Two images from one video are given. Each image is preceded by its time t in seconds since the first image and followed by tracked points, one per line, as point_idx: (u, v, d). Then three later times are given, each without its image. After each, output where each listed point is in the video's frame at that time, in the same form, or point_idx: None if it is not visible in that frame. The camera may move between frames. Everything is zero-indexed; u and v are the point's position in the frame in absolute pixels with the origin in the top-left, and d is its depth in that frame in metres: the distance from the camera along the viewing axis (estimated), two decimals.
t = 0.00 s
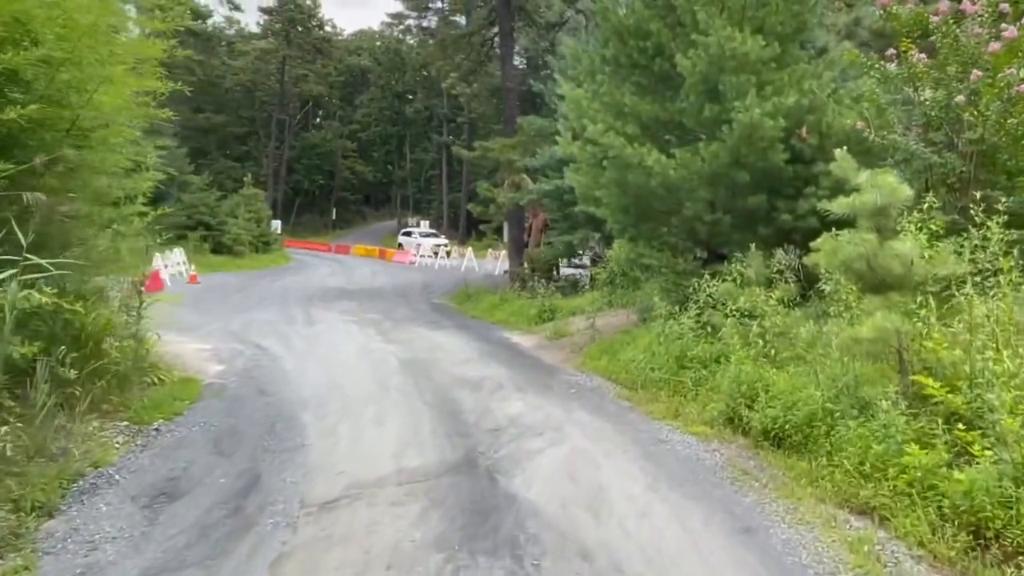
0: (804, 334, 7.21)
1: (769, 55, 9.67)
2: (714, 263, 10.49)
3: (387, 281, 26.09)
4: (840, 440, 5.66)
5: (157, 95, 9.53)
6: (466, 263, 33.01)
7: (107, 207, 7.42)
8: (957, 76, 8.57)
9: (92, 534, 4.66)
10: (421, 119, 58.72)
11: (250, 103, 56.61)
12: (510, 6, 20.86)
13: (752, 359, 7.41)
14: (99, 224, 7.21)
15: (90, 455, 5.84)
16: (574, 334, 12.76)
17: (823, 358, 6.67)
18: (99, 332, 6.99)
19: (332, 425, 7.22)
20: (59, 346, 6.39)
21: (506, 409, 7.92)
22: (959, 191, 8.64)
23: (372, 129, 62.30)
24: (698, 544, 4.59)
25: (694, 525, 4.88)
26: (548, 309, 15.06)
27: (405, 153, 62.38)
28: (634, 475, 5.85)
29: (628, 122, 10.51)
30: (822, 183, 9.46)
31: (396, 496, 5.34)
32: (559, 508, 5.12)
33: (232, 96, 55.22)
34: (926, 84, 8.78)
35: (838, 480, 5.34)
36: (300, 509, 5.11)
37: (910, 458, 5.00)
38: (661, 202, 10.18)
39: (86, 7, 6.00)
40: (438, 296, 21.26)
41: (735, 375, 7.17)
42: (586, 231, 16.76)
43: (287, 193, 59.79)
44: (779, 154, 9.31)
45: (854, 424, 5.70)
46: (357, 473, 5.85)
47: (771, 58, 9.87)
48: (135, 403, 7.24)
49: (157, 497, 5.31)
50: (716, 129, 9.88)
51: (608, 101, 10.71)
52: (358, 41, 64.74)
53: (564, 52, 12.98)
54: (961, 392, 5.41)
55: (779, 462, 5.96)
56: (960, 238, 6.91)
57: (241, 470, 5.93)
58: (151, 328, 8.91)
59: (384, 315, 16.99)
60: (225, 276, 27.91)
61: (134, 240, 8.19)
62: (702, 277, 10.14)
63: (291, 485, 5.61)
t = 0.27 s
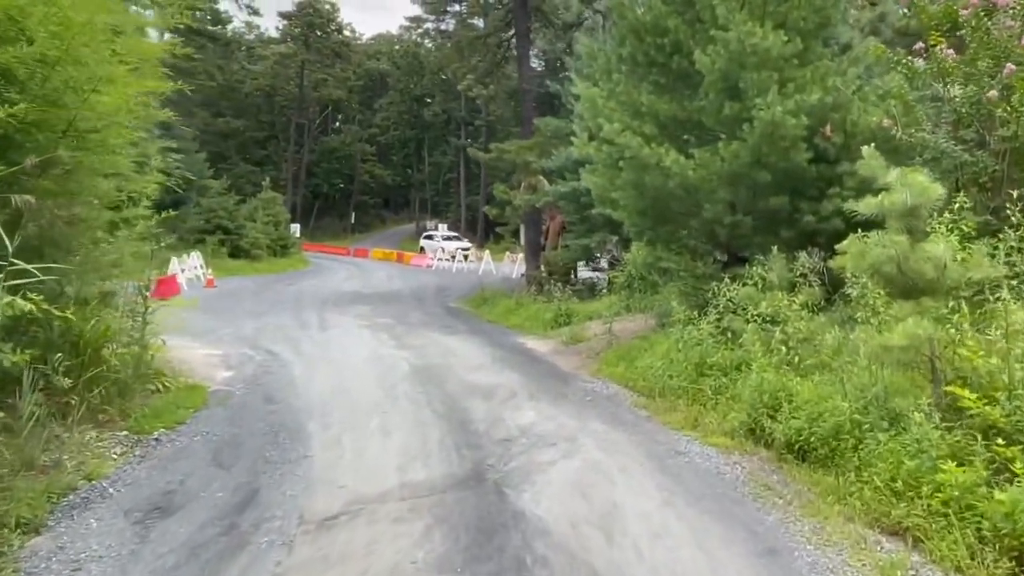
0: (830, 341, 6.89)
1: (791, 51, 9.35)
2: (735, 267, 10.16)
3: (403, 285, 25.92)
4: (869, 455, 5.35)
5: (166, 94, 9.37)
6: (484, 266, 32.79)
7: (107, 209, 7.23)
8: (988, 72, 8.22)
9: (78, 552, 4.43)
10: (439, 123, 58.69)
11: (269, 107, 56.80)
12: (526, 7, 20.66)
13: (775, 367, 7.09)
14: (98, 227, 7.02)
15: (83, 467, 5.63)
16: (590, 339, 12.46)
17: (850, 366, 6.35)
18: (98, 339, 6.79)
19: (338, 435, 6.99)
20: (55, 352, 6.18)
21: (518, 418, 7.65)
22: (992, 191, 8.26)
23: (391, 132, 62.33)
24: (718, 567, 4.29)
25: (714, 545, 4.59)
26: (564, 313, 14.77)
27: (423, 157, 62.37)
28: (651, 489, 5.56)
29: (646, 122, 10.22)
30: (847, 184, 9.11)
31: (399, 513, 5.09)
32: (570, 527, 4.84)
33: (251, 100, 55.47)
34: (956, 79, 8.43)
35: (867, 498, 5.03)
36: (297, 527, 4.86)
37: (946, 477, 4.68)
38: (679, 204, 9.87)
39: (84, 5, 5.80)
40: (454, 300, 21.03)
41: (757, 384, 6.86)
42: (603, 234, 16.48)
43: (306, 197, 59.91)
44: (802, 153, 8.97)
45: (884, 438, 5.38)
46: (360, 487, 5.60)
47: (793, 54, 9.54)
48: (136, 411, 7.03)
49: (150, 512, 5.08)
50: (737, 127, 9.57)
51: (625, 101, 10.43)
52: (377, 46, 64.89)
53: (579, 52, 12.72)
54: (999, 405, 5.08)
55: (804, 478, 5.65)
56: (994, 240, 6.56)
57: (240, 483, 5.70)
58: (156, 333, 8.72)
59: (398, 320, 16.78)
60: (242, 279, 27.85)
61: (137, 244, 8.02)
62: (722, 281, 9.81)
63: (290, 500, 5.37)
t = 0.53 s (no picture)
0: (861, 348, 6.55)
1: (818, 45, 9.00)
2: (760, 269, 9.82)
3: (422, 288, 25.74)
4: (907, 472, 5.02)
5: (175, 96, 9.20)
6: (504, 269, 32.54)
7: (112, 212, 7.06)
8: None
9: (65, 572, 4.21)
10: (460, 125, 58.55)
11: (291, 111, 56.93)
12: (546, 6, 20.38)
13: (802, 374, 6.76)
14: (102, 230, 6.85)
15: (79, 479, 5.44)
16: (610, 344, 12.15)
17: (883, 375, 6.01)
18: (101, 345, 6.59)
19: (346, 445, 6.74)
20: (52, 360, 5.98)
21: (534, 427, 7.37)
22: None
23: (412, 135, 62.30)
24: None
25: (740, 568, 4.28)
26: (584, 317, 14.46)
27: (445, 159, 62.29)
28: (672, 505, 5.27)
29: (666, 120, 9.91)
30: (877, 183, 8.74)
31: (404, 529, 4.83)
32: (585, 546, 4.56)
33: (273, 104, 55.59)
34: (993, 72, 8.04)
35: (904, 518, 4.71)
36: (297, 545, 4.61)
37: (991, 497, 4.35)
38: (702, 204, 9.54)
39: None
40: (473, 303, 20.78)
41: (784, 392, 6.53)
42: (624, 236, 16.17)
43: (328, 201, 60.02)
44: (831, 151, 8.60)
45: (922, 452, 5.05)
46: (366, 501, 5.36)
47: (820, 48, 9.19)
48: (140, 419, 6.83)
49: (145, 528, 4.86)
50: (761, 125, 9.22)
51: (645, 98, 10.12)
52: (398, 48, 64.88)
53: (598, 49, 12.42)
54: None
55: (835, 494, 5.33)
56: None
57: (241, 496, 5.47)
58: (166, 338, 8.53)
59: (416, 323, 16.54)
60: (262, 283, 27.80)
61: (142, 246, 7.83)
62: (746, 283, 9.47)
63: (293, 514, 5.13)
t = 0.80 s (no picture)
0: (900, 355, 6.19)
1: (850, 36, 8.62)
2: (789, 271, 9.44)
3: (443, 291, 25.51)
4: (953, 490, 4.68)
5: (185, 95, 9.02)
6: (527, 271, 32.27)
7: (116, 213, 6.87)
8: None
9: None
10: (484, 127, 58.40)
11: (315, 114, 57.03)
12: (568, 4, 20.07)
13: (836, 383, 6.40)
14: (106, 235, 6.65)
15: (76, 494, 5.21)
16: (633, 348, 11.81)
17: (924, 385, 5.65)
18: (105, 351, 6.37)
19: (357, 455, 6.48)
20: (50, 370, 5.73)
21: (553, 436, 7.08)
22: None
23: (435, 137, 62.24)
24: None
25: None
26: (606, 320, 14.13)
27: (468, 162, 62.21)
28: (698, 522, 4.95)
29: (691, 117, 9.56)
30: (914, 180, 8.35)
31: (413, 549, 4.55)
32: (605, 568, 4.26)
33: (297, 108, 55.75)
34: None
35: (951, 540, 4.36)
36: (299, 566, 4.35)
37: None
38: (728, 203, 9.18)
39: None
40: (495, 307, 20.50)
41: (817, 402, 6.18)
42: (649, 237, 15.82)
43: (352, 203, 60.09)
44: (865, 147, 8.22)
45: (969, 469, 4.71)
46: (374, 517, 5.09)
47: (853, 40, 8.81)
48: (146, 428, 6.61)
49: (140, 545, 4.61)
50: (791, 120, 8.86)
51: (669, 94, 9.77)
52: (421, 51, 64.86)
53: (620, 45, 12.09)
54: None
55: (874, 513, 4.98)
56: None
57: (244, 511, 5.22)
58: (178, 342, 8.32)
59: (436, 327, 16.30)
60: (284, 286, 27.72)
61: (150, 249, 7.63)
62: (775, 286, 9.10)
63: (297, 531, 4.87)
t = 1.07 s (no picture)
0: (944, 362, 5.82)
1: (886, 26, 8.25)
2: (823, 272, 9.06)
3: (468, 293, 25.29)
4: (1006, 511, 4.35)
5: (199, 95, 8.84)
6: (552, 273, 31.94)
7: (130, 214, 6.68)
8: None
9: None
10: (509, 128, 58.13)
11: (341, 117, 57.15)
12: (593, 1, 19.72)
13: (875, 392, 6.04)
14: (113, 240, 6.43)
15: (74, 507, 5.01)
16: (660, 352, 11.47)
17: (971, 394, 5.29)
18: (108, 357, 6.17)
19: (370, 466, 6.23)
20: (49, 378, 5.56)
21: (575, 446, 6.79)
22: None
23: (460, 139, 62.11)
24: None
25: None
26: (632, 323, 13.79)
27: (493, 163, 62.02)
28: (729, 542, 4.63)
29: (719, 113, 9.21)
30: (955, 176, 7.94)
31: (423, 569, 4.29)
32: None
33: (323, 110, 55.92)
34: None
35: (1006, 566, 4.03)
36: None
37: None
38: (758, 202, 8.82)
39: None
40: (519, 309, 20.21)
41: (854, 412, 5.84)
42: (675, 237, 15.45)
43: (378, 206, 60.17)
44: (903, 142, 7.82)
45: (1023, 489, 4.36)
46: (384, 533, 4.83)
47: (889, 30, 8.41)
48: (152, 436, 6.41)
49: (137, 563, 4.38)
50: (824, 115, 8.48)
51: (695, 90, 9.43)
52: (447, 53, 64.78)
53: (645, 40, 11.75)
54: None
55: (918, 533, 4.65)
56: None
57: (248, 526, 4.98)
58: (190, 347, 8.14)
59: (459, 330, 16.05)
60: (309, 289, 27.69)
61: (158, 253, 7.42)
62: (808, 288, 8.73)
63: (302, 549, 4.62)
